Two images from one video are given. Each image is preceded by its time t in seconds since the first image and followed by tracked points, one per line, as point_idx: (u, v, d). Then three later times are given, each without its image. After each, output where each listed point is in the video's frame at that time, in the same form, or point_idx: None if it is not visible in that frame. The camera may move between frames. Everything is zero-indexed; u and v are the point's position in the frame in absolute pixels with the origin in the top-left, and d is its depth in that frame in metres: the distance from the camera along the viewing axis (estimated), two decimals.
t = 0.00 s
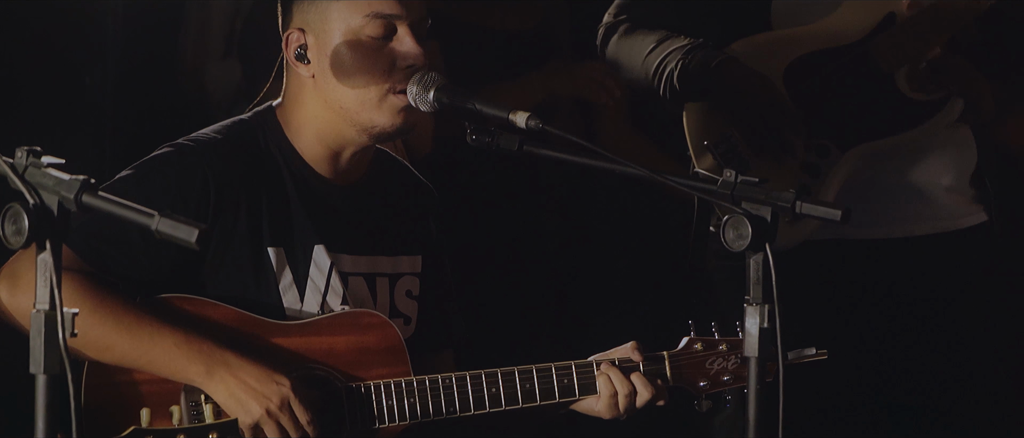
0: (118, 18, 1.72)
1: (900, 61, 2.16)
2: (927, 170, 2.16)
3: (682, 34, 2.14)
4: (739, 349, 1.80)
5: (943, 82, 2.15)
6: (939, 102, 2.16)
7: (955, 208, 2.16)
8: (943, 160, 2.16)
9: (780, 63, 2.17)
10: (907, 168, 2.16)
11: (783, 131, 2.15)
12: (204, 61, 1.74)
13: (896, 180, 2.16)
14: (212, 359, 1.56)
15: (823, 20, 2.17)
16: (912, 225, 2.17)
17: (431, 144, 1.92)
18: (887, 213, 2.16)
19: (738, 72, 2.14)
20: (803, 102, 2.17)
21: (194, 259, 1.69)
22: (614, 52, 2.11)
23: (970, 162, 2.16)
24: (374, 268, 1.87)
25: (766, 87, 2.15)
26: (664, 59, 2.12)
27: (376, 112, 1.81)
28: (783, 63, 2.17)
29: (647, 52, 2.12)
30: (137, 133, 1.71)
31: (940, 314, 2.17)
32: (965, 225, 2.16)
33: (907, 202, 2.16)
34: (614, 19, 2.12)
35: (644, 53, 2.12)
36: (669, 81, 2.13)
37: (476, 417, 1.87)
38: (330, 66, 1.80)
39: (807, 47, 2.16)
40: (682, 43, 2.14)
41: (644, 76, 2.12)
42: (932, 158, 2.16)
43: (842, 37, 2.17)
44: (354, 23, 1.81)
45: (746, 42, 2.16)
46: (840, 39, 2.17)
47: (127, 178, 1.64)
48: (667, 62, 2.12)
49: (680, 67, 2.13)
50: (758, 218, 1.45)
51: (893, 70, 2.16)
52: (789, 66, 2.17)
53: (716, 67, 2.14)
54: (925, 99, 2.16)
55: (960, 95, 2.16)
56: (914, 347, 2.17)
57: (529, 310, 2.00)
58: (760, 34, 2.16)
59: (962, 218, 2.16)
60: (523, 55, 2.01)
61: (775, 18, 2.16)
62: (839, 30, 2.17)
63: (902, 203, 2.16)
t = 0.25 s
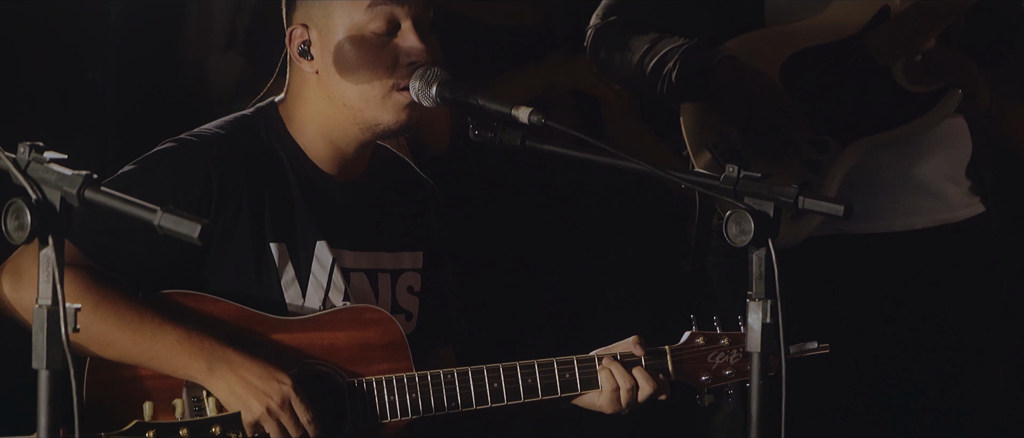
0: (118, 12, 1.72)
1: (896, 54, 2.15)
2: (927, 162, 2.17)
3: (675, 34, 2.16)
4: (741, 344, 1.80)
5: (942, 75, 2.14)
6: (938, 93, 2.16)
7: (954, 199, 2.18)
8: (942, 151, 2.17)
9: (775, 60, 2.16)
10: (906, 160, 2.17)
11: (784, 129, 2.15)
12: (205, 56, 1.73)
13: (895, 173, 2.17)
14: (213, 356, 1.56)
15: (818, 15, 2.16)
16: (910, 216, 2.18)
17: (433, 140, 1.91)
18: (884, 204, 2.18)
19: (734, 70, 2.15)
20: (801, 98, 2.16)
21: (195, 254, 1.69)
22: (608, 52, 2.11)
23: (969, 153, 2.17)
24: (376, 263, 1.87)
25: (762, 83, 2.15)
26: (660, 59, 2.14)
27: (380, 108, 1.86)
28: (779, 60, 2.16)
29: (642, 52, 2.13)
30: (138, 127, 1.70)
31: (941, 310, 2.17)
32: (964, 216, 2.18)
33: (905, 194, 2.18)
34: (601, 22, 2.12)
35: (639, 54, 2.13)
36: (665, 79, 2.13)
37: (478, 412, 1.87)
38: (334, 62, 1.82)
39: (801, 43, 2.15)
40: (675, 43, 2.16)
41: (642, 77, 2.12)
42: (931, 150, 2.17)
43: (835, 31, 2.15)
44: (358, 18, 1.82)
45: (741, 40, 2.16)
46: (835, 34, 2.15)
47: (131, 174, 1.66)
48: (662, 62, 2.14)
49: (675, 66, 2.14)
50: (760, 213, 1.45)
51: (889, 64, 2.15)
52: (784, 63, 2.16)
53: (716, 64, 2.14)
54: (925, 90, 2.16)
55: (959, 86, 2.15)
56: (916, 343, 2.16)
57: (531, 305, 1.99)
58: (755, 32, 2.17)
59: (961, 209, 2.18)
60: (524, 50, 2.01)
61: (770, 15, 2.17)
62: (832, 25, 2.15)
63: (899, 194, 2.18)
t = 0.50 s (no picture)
0: (121, 8, 1.71)
1: (903, 52, 2.19)
2: (936, 160, 2.18)
3: (682, 31, 2.16)
4: (746, 340, 1.80)
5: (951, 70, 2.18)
6: (948, 91, 2.18)
7: (962, 197, 2.19)
8: (952, 150, 2.19)
9: (783, 58, 2.18)
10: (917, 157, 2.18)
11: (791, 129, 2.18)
12: (209, 52, 1.73)
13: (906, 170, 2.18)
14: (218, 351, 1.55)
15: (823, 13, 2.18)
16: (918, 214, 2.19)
17: (437, 136, 1.91)
18: (894, 201, 2.18)
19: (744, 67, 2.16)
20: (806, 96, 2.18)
21: (199, 251, 1.69)
22: (617, 49, 2.10)
23: (976, 150, 2.20)
24: (380, 259, 1.87)
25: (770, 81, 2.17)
26: (671, 55, 2.14)
27: (384, 105, 1.85)
28: (788, 57, 2.18)
29: (652, 48, 2.13)
30: (142, 122, 1.70)
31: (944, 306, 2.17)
32: (973, 213, 2.19)
33: (915, 191, 2.19)
34: (610, 18, 2.11)
35: (649, 50, 2.12)
36: (675, 76, 2.14)
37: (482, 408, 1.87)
38: (338, 59, 1.81)
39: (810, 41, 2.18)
40: (684, 40, 2.15)
41: (653, 74, 2.12)
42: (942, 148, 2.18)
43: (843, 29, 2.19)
44: (362, 15, 1.81)
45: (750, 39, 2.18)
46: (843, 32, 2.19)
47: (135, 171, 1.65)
48: (670, 59, 2.14)
49: (684, 62, 2.14)
50: (765, 209, 1.45)
51: (896, 61, 2.19)
52: (793, 60, 2.18)
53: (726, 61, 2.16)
54: (932, 89, 2.19)
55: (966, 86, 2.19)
56: (920, 339, 2.16)
57: (535, 301, 1.99)
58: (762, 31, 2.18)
59: (969, 206, 2.19)
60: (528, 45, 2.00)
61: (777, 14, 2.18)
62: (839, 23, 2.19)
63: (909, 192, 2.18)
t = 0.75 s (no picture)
0: (124, 5, 1.71)
1: (922, 53, 2.20)
2: (949, 160, 2.19)
3: (704, 24, 2.16)
4: (748, 339, 1.80)
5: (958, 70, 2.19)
6: (962, 93, 2.19)
7: (977, 200, 2.18)
8: (964, 151, 2.19)
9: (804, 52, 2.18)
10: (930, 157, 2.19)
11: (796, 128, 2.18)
12: (212, 51, 1.73)
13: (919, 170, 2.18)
14: (220, 350, 1.55)
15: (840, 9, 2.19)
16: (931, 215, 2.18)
17: (440, 134, 1.91)
18: (906, 200, 2.17)
19: (763, 62, 2.16)
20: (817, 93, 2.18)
21: (202, 249, 1.69)
22: (639, 39, 2.12)
23: (992, 154, 2.19)
24: (382, 258, 1.87)
25: (790, 74, 2.17)
26: (692, 48, 2.14)
27: (386, 103, 1.85)
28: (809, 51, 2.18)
29: (672, 40, 2.14)
30: (144, 121, 1.70)
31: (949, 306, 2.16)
32: (988, 217, 2.18)
33: (928, 191, 2.18)
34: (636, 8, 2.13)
35: (669, 41, 2.13)
36: (694, 69, 2.14)
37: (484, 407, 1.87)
38: (340, 57, 1.81)
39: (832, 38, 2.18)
40: (707, 33, 2.15)
41: (671, 65, 2.13)
42: (954, 149, 2.19)
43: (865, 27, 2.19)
44: (365, 13, 1.81)
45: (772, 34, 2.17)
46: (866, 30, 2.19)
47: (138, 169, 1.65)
48: (691, 52, 2.14)
49: (704, 56, 2.14)
50: (768, 208, 1.45)
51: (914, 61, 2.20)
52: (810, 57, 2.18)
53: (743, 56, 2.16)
54: (949, 90, 2.19)
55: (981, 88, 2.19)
56: (924, 337, 2.16)
57: (538, 299, 1.99)
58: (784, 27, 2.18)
59: (984, 210, 2.18)
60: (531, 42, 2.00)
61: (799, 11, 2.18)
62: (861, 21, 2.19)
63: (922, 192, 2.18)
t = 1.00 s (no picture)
0: (126, 5, 1.72)
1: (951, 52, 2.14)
2: (972, 164, 2.13)
3: (742, 17, 2.16)
4: (750, 337, 1.79)
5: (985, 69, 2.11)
6: (990, 94, 2.10)
7: (1010, 199, 2.12)
8: (994, 151, 2.12)
9: (834, 49, 2.17)
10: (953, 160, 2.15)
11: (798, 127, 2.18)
12: (214, 50, 1.74)
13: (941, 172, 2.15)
14: (222, 348, 1.56)
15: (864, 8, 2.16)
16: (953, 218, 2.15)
17: (441, 132, 1.92)
18: (926, 204, 2.15)
19: (795, 57, 2.15)
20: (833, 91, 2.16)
21: (206, 248, 1.69)
22: (677, 27, 2.14)
23: None
24: (384, 256, 1.87)
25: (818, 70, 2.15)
26: (727, 40, 2.14)
27: (387, 101, 1.83)
28: (838, 48, 2.17)
29: (709, 31, 2.14)
30: (146, 120, 1.71)
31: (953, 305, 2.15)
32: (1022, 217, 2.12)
33: (948, 194, 2.15)
34: None
35: (706, 32, 2.14)
36: (726, 62, 2.14)
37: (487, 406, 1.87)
38: (342, 56, 1.81)
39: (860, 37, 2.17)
40: (743, 26, 2.16)
41: (705, 56, 2.14)
42: (979, 153, 2.12)
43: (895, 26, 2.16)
44: (367, 12, 1.81)
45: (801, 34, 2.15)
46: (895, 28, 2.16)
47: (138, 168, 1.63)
48: (726, 44, 2.14)
49: (737, 48, 2.14)
50: (771, 207, 1.44)
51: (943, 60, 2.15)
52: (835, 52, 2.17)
53: (771, 50, 2.14)
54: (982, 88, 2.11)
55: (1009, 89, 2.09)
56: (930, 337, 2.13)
57: (540, 298, 1.99)
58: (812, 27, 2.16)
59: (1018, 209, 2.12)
60: (534, 40, 2.00)
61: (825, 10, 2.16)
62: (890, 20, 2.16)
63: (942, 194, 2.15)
